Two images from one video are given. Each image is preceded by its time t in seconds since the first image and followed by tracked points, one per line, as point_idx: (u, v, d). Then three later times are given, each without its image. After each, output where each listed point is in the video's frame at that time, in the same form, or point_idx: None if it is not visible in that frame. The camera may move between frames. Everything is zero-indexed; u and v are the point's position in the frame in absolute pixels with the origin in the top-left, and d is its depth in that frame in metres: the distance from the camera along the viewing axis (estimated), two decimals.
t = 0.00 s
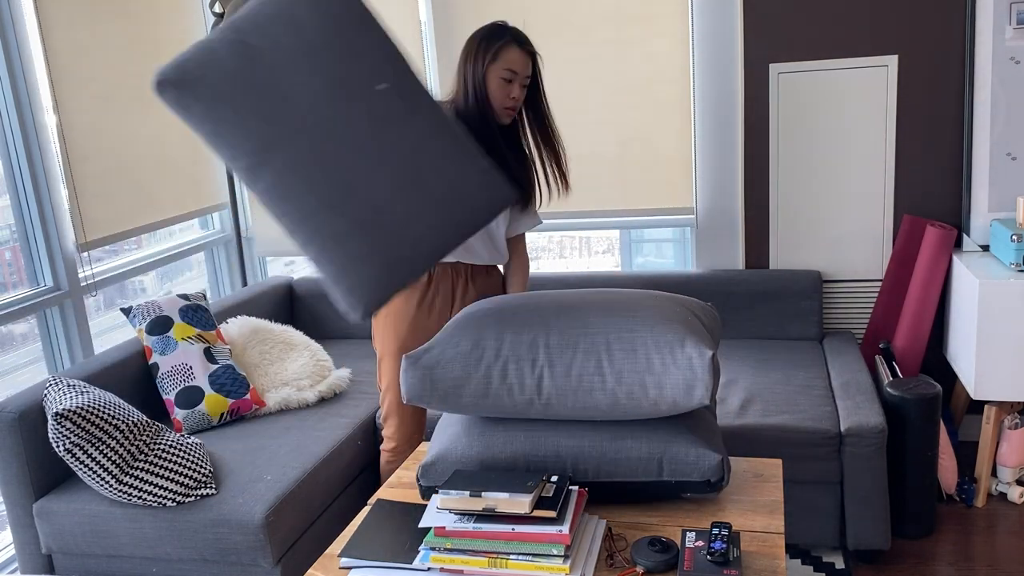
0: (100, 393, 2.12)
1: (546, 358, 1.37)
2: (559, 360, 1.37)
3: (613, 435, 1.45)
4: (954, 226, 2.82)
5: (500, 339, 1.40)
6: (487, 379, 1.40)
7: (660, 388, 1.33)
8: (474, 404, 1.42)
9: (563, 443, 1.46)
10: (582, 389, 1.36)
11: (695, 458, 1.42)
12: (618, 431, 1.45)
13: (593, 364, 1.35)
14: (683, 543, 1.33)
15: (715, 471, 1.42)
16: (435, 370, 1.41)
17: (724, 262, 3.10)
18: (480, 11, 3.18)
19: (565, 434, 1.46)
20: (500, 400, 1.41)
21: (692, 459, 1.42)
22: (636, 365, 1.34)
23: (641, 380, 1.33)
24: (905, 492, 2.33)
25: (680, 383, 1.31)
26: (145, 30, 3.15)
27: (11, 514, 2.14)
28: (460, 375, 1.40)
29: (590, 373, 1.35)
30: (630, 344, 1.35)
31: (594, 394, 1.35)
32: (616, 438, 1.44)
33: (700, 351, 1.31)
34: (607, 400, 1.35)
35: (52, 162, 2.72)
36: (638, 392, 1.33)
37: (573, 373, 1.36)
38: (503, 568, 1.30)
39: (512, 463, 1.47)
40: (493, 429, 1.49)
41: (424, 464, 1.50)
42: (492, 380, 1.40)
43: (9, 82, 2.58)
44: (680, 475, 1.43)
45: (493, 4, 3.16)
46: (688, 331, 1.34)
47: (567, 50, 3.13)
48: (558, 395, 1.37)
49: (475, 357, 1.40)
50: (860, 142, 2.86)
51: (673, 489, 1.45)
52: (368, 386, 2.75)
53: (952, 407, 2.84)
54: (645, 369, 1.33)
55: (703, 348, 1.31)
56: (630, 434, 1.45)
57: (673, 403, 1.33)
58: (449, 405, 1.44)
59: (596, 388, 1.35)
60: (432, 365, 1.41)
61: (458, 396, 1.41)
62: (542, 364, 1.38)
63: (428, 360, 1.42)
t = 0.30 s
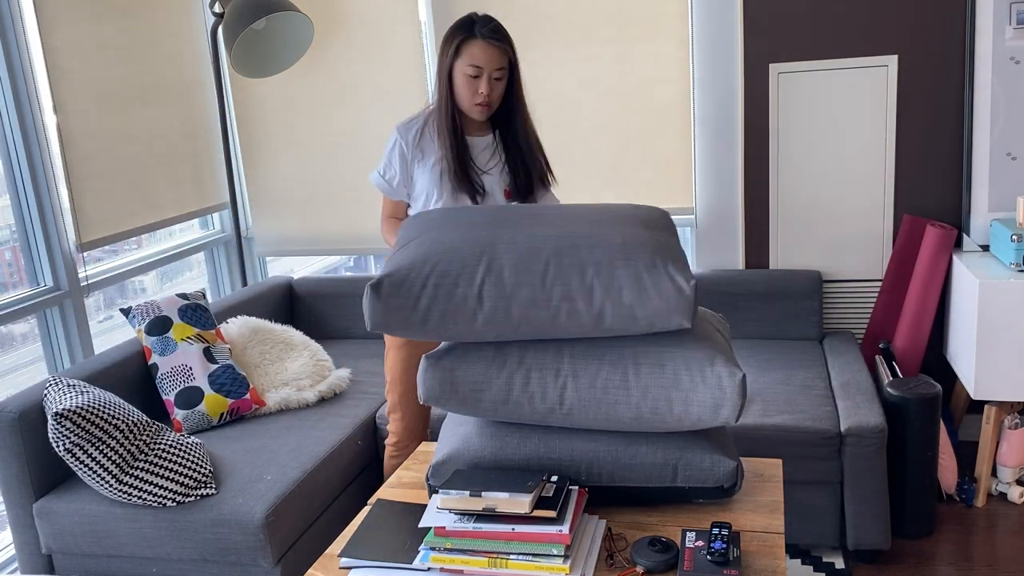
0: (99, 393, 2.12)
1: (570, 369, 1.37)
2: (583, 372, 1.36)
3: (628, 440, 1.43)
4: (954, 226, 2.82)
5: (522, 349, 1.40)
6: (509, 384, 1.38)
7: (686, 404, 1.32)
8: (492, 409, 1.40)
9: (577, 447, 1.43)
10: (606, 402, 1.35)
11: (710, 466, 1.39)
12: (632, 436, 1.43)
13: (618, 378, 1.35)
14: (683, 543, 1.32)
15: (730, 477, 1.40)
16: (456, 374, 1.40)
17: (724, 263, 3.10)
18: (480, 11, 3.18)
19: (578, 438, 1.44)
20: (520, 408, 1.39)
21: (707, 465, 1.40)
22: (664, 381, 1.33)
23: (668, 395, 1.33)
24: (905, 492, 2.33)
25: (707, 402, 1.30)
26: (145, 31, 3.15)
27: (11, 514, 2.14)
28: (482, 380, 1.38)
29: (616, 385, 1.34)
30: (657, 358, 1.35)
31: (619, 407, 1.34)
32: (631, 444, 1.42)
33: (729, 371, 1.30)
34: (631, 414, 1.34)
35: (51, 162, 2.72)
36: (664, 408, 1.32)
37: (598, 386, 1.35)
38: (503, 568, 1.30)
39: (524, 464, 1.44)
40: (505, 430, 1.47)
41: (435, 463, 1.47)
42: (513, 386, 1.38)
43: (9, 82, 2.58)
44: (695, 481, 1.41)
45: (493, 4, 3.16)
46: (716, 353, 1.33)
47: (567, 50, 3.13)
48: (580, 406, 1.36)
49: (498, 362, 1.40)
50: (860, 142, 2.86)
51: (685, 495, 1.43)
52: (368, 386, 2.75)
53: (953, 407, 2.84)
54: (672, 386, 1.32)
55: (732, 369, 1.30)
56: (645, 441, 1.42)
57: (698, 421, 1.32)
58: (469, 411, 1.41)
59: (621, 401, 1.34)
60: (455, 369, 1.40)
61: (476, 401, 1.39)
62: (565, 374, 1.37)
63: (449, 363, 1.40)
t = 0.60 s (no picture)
0: (99, 393, 2.12)
1: (559, 355, 1.37)
2: (572, 356, 1.36)
3: (624, 433, 1.43)
4: (954, 226, 2.82)
5: (513, 338, 1.41)
6: (500, 375, 1.38)
7: (674, 377, 1.32)
8: (486, 403, 1.40)
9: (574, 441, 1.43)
10: (597, 384, 1.34)
11: (706, 454, 1.39)
12: (628, 428, 1.43)
13: (607, 359, 1.35)
14: (683, 543, 1.32)
15: (727, 467, 1.39)
16: (448, 369, 1.39)
17: (724, 262, 3.10)
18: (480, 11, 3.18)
19: (575, 430, 1.44)
20: (513, 399, 1.38)
21: (704, 453, 1.39)
22: (652, 358, 1.33)
23: (656, 370, 1.32)
24: (905, 492, 2.33)
25: (695, 372, 1.30)
26: (145, 31, 3.15)
27: (11, 514, 2.13)
28: (473, 372, 1.38)
29: (605, 366, 1.34)
30: (644, 338, 1.36)
31: (610, 387, 1.34)
32: (626, 434, 1.42)
33: (715, 341, 1.31)
34: (624, 395, 1.34)
35: (52, 162, 2.72)
36: (653, 385, 1.32)
37: (587, 369, 1.35)
38: (503, 568, 1.30)
39: (522, 462, 1.44)
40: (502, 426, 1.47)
41: (434, 463, 1.47)
42: (504, 376, 1.38)
43: (9, 82, 2.58)
44: (692, 471, 1.40)
45: (493, 5, 3.17)
46: (700, 324, 1.34)
47: (567, 50, 3.14)
48: (571, 391, 1.36)
49: (487, 353, 1.39)
50: (860, 142, 2.86)
51: (685, 486, 1.42)
52: (368, 385, 2.75)
53: (953, 407, 2.84)
54: (659, 362, 1.32)
55: (718, 339, 1.31)
56: (641, 432, 1.42)
57: (688, 394, 1.31)
58: (462, 407, 1.41)
59: (611, 382, 1.34)
60: (446, 363, 1.40)
61: (469, 394, 1.39)
62: (555, 360, 1.37)
63: (441, 358, 1.40)
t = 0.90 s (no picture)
0: (99, 393, 2.12)
1: (572, 376, 1.37)
2: (586, 379, 1.36)
3: (630, 446, 1.43)
4: (954, 226, 2.82)
5: (526, 354, 1.40)
6: (511, 392, 1.38)
7: (688, 413, 1.32)
8: (494, 415, 1.41)
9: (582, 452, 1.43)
10: (608, 410, 1.35)
11: (714, 472, 1.39)
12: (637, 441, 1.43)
13: (621, 386, 1.35)
14: (683, 543, 1.32)
15: (733, 484, 1.40)
16: (457, 379, 1.40)
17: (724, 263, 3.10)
18: (480, 11, 3.18)
19: (583, 442, 1.44)
20: (522, 414, 1.39)
21: (711, 472, 1.39)
22: (668, 390, 1.33)
23: (670, 404, 1.33)
24: (905, 492, 2.33)
25: (710, 412, 1.30)
26: (145, 31, 3.15)
27: (11, 514, 2.13)
28: (484, 386, 1.39)
29: (618, 394, 1.34)
30: (660, 366, 1.35)
31: (621, 414, 1.34)
32: (634, 449, 1.42)
33: (734, 383, 1.30)
34: (634, 422, 1.34)
35: (51, 163, 2.72)
36: (667, 417, 1.32)
37: (600, 394, 1.35)
38: (503, 568, 1.30)
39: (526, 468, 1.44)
40: (509, 432, 1.47)
41: (438, 464, 1.47)
42: (515, 393, 1.38)
43: (9, 82, 2.58)
44: (697, 488, 1.41)
45: (493, 5, 3.17)
46: (720, 362, 1.33)
47: (568, 50, 3.14)
48: (582, 413, 1.36)
49: (500, 367, 1.40)
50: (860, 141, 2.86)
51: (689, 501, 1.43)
52: (368, 386, 2.75)
53: (953, 408, 2.84)
54: (676, 396, 1.32)
55: (737, 382, 1.30)
56: (649, 446, 1.42)
57: (701, 430, 1.32)
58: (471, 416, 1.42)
59: (623, 409, 1.34)
60: (456, 374, 1.40)
61: (478, 406, 1.40)
62: (568, 381, 1.37)
63: (452, 368, 1.40)
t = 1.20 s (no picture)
0: (99, 393, 2.12)
1: (564, 362, 1.37)
2: (577, 364, 1.36)
3: (627, 437, 1.42)
4: (954, 226, 2.82)
5: (518, 344, 1.40)
6: (505, 382, 1.38)
7: (680, 389, 1.31)
8: (490, 408, 1.40)
9: (579, 447, 1.43)
10: (600, 393, 1.34)
11: (710, 458, 1.38)
12: (633, 432, 1.43)
13: (612, 368, 1.35)
14: (683, 543, 1.32)
15: (731, 471, 1.39)
16: (452, 374, 1.40)
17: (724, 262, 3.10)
18: (480, 10, 3.19)
19: (579, 435, 1.43)
20: (517, 405, 1.38)
21: (707, 459, 1.38)
22: (657, 369, 1.33)
23: (661, 383, 1.32)
24: (905, 492, 2.33)
25: (701, 386, 1.30)
26: (145, 31, 3.15)
27: (11, 514, 2.13)
28: (477, 378, 1.38)
29: (611, 376, 1.34)
30: (649, 348, 1.35)
31: (614, 397, 1.34)
32: (631, 440, 1.41)
33: (722, 355, 1.30)
34: (627, 404, 1.34)
35: (52, 162, 2.72)
36: (659, 395, 1.32)
37: (591, 378, 1.35)
38: (503, 568, 1.30)
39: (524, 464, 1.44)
40: (506, 429, 1.47)
41: (436, 464, 1.46)
42: (509, 383, 1.38)
43: (9, 82, 2.58)
44: (695, 476, 1.40)
45: (493, 5, 3.17)
46: (708, 338, 1.33)
47: (568, 49, 3.14)
48: (575, 399, 1.35)
49: (493, 359, 1.39)
50: (861, 141, 2.86)
51: (688, 491, 1.42)
52: (368, 386, 2.75)
53: (953, 407, 2.84)
54: (665, 372, 1.32)
55: (725, 353, 1.30)
56: (644, 436, 1.42)
57: (693, 406, 1.31)
58: (467, 411, 1.41)
59: (615, 391, 1.34)
60: (451, 368, 1.40)
61: (474, 400, 1.39)
62: (559, 367, 1.37)
63: (446, 364, 1.40)
